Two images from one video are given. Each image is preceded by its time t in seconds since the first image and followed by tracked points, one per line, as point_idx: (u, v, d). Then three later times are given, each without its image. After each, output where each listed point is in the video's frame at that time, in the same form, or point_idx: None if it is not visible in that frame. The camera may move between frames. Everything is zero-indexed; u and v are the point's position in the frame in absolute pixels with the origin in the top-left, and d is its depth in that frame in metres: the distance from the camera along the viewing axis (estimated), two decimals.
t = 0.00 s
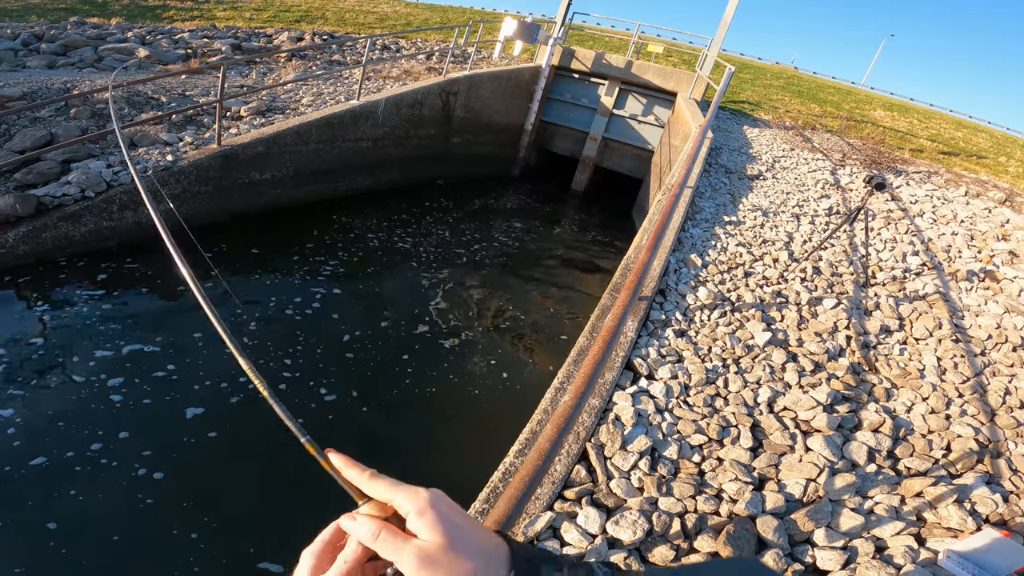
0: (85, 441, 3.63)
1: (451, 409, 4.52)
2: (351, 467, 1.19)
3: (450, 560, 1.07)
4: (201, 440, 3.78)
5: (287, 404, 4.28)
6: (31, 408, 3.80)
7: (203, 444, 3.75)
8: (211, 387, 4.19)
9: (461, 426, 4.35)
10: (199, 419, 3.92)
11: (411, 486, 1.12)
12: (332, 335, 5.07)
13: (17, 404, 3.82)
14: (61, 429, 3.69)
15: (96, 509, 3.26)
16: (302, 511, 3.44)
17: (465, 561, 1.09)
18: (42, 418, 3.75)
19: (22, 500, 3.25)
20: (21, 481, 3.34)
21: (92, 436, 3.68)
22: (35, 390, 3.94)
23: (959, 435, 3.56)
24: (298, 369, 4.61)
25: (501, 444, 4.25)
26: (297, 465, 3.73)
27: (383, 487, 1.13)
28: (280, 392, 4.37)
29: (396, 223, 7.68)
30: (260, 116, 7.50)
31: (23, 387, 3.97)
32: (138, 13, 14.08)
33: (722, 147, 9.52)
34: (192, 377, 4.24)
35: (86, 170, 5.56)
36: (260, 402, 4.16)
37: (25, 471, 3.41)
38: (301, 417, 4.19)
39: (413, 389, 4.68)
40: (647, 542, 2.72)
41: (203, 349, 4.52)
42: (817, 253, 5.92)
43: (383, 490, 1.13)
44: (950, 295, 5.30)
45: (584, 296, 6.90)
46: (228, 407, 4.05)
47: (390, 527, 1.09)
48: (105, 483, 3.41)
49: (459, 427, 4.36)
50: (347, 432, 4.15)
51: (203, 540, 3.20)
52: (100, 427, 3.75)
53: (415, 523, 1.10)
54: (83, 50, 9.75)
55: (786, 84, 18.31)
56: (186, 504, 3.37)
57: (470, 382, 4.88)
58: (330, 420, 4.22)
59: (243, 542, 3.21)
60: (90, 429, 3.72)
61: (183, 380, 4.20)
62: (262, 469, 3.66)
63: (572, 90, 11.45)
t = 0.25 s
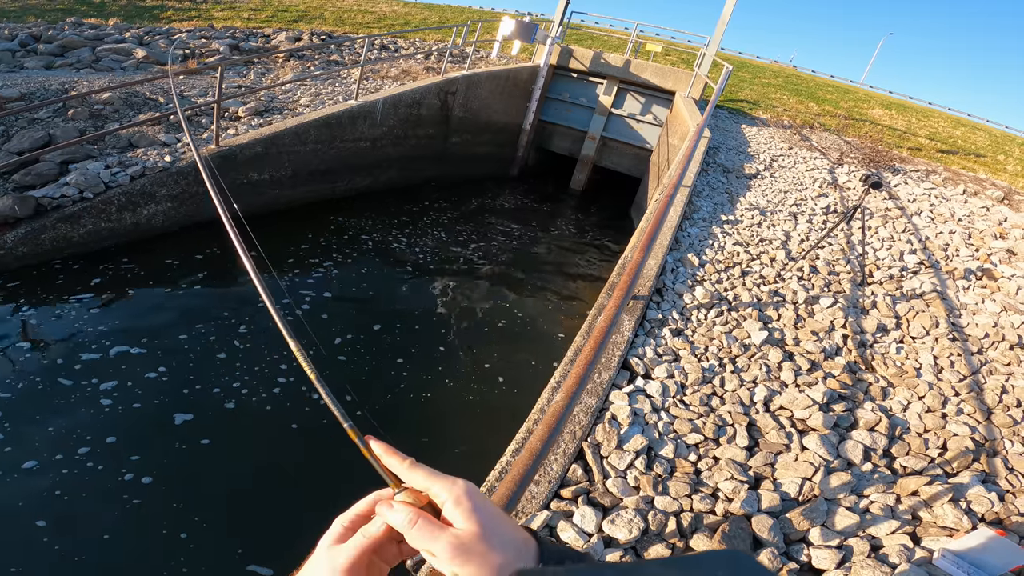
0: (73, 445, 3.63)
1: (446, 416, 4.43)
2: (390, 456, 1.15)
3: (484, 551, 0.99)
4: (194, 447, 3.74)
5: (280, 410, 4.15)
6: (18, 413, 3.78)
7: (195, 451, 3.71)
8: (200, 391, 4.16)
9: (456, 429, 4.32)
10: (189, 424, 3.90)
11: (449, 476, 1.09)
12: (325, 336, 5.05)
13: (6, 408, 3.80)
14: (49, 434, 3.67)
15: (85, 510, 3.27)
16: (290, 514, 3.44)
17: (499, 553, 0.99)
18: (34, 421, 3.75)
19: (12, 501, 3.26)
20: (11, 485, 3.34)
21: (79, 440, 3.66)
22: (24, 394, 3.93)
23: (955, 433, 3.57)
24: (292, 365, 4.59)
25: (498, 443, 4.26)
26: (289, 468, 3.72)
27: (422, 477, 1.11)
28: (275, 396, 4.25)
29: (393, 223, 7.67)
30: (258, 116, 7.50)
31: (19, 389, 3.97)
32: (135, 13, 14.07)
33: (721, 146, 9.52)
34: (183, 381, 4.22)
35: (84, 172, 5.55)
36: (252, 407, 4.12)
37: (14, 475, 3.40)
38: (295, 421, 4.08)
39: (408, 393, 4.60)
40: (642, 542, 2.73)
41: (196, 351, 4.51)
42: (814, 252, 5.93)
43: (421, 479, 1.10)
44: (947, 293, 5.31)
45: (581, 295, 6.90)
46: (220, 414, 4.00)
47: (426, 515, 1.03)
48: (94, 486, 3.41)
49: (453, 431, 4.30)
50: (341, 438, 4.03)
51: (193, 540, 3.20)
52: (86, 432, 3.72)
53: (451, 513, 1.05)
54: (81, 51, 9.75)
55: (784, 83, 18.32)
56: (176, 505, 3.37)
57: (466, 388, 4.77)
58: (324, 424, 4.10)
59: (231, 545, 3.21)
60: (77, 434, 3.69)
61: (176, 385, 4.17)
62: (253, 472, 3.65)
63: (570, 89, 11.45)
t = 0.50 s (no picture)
0: (61, 447, 3.61)
1: (441, 422, 4.37)
2: (396, 458, 1.17)
3: (486, 558, 0.94)
4: (185, 447, 3.73)
5: (273, 414, 4.09)
6: (8, 413, 3.78)
7: (186, 452, 3.70)
8: (190, 393, 4.13)
9: (453, 430, 4.31)
10: (179, 425, 3.88)
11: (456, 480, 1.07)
12: (319, 338, 5.02)
13: None
14: (37, 434, 3.66)
15: (76, 512, 3.26)
16: (281, 515, 3.43)
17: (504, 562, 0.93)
18: (26, 424, 3.72)
19: None
20: None
21: (68, 441, 3.65)
22: (14, 395, 3.92)
23: (954, 432, 3.56)
24: (286, 365, 4.57)
25: (495, 444, 4.26)
26: (285, 470, 3.71)
27: (427, 479, 1.10)
28: (267, 401, 4.19)
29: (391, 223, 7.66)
30: (256, 116, 7.49)
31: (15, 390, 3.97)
32: (133, 14, 14.05)
33: (720, 144, 9.51)
34: (175, 380, 4.22)
35: (82, 172, 5.53)
36: (245, 410, 4.09)
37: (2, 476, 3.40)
38: (289, 424, 4.05)
39: (403, 397, 4.57)
40: (640, 541, 2.73)
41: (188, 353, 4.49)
42: (813, 250, 5.92)
43: (426, 481, 1.09)
44: (946, 292, 5.30)
45: (580, 295, 6.90)
46: (211, 416, 3.99)
47: (429, 517, 1.00)
48: (83, 488, 3.40)
49: (448, 437, 4.24)
50: (336, 443, 3.98)
51: (187, 543, 3.19)
52: (75, 433, 3.71)
53: (455, 516, 1.02)
54: (79, 51, 9.73)
55: (783, 81, 18.31)
56: (166, 506, 3.37)
57: (462, 393, 4.72)
58: (318, 428, 4.05)
59: (223, 546, 3.21)
60: (66, 435, 3.69)
61: (167, 386, 4.16)
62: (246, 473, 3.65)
63: (569, 88, 11.44)
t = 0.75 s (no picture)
0: (49, 446, 3.60)
1: (437, 423, 4.35)
2: (389, 458, 1.14)
3: (484, 562, 0.96)
4: (174, 447, 3.73)
5: (270, 414, 4.09)
6: None
7: (174, 452, 3.70)
8: (181, 394, 4.11)
9: (453, 430, 4.30)
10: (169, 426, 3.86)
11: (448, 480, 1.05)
12: (314, 339, 5.01)
13: None
14: (26, 435, 3.65)
15: (64, 512, 3.26)
16: (274, 520, 3.41)
17: (502, 567, 0.97)
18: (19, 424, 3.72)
19: None
20: None
21: (57, 442, 3.64)
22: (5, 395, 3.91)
23: (955, 431, 3.55)
24: (281, 365, 4.56)
25: (495, 443, 4.25)
26: (280, 472, 3.70)
27: (421, 480, 1.08)
28: (264, 401, 4.18)
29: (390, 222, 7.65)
30: (255, 115, 7.47)
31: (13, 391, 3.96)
32: (132, 13, 14.03)
33: (719, 143, 9.50)
34: (167, 380, 4.21)
35: (81, 171, 5.52)
36: (237, 409, 4.08)
37: None
38: (283, 425, 4.03)
39: (401, 397, 4.55)
40: (640, 540, 2.72)
41: (185, 353, 4.49)
42: (813, 248, 5.91)
43: (421, 482, 1.07)
44: (946, 290, 5.29)
45: (580, 294, 6.88)
46: (202, 416, 3.98)
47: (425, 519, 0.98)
48: (71, 488, 3.39)
49: (445, 437, 4.23)
50: (330, 446, 3.96)
51: (176, 544, 3.18)
52: (64, 433, 3.71)
53: (450, 518, 1.01)
54: (77, 51, 9.71)
55: (783, 80, 18.29)
56: (156, 506, 3.36)
57: (459, 392, 4.70)
58: (312, 431, 4.02)
59: (210, 550, 3.18)
60: (55, 436, 3.68)
61: (159, 386, 4.15)
62: (239, 473, 3.64)
63: (568, 87, 11.42)
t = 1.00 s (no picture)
0: (40, 450, 3.58)
1: (435, 423, 4.34)
2: (388, 458, 1.13)
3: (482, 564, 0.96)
4: (168, 451, 3.70)
5: (268, 415, 4.09)
6: None
7: (168, 455, 3.68)
8: (177, 397, 4.10)
9: (454, 429, 4.30)
10: (160, 428, 3.84)
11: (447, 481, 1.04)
12: (311, 340, 5.01)
13: None
14: (16, 437, 3.64)
15: (55, 513, 3.25)
16: (269, 523, 3.39)
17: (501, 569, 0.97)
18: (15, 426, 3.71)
19: None
20: None
21: (47, 444, 3.62)
22: None
23: (956, 430, 3.54)
24: (277, 366, 4.55)
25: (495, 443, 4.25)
26: (277, 474, 3.69)
27: (421, 480, 1.07)
28: (261, 402, 4.18)
29: (389, 222, 7.63)
30: (254, 114, 7.46)
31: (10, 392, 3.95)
32: (131, 13, 14.00)
33: (719, 142, 9.49)
34: (164, 383, 4.19)
35: (80, 171, 5.51)
36: (233, 413, 4.06)
37: None
38: (279, 427, 4.02)
39: (400, 398, 4.54)
40: (641, 539, 2.71)
41: (184, 354, 4.48)
42: (813, 247, 5.91)
43: (420, 482, 1.06)
44: (947, 289, 5.28)
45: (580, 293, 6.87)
46: (198, 419, 3.95)
47: (423, 520, 0.97)
48: (63, 490, 3.39)
49: (444, 436, 4.23)
50: (327, 448, 3.95)
51: (168, 545, 3.18)
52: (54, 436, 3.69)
53: (449, 520, 1.01)
54: (76, 51, 9.69)
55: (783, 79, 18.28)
56: (148, 506, 3.36)
57: (457, 393, 4.69)
58: (308, 434, 4.01)
59: (201, 552, 3.17)
60: (45, 438, 3.66)
61: (154, 390, 4.12)
62: (231, 474, 3.63)
63: (568, 86, 11.40)
